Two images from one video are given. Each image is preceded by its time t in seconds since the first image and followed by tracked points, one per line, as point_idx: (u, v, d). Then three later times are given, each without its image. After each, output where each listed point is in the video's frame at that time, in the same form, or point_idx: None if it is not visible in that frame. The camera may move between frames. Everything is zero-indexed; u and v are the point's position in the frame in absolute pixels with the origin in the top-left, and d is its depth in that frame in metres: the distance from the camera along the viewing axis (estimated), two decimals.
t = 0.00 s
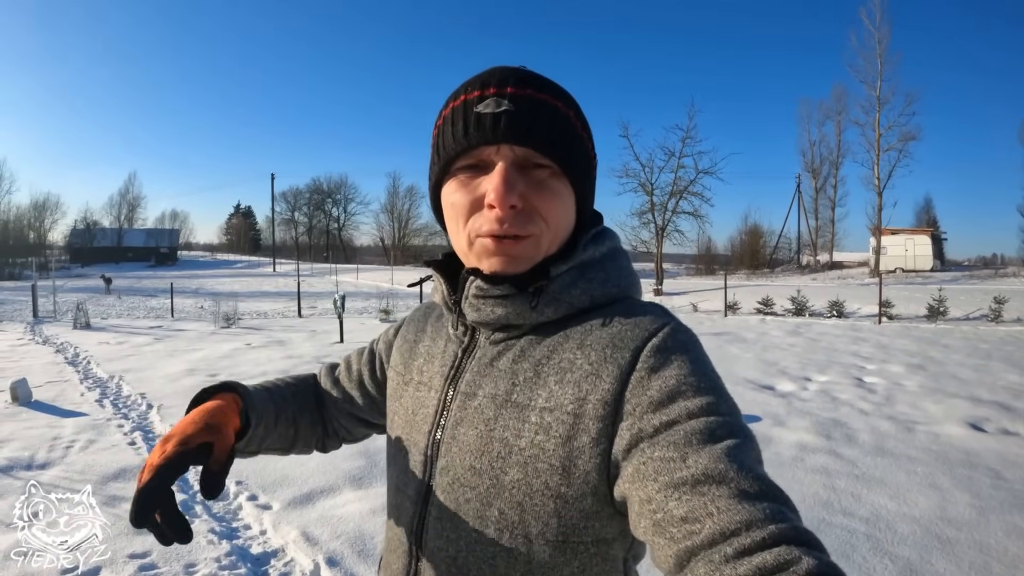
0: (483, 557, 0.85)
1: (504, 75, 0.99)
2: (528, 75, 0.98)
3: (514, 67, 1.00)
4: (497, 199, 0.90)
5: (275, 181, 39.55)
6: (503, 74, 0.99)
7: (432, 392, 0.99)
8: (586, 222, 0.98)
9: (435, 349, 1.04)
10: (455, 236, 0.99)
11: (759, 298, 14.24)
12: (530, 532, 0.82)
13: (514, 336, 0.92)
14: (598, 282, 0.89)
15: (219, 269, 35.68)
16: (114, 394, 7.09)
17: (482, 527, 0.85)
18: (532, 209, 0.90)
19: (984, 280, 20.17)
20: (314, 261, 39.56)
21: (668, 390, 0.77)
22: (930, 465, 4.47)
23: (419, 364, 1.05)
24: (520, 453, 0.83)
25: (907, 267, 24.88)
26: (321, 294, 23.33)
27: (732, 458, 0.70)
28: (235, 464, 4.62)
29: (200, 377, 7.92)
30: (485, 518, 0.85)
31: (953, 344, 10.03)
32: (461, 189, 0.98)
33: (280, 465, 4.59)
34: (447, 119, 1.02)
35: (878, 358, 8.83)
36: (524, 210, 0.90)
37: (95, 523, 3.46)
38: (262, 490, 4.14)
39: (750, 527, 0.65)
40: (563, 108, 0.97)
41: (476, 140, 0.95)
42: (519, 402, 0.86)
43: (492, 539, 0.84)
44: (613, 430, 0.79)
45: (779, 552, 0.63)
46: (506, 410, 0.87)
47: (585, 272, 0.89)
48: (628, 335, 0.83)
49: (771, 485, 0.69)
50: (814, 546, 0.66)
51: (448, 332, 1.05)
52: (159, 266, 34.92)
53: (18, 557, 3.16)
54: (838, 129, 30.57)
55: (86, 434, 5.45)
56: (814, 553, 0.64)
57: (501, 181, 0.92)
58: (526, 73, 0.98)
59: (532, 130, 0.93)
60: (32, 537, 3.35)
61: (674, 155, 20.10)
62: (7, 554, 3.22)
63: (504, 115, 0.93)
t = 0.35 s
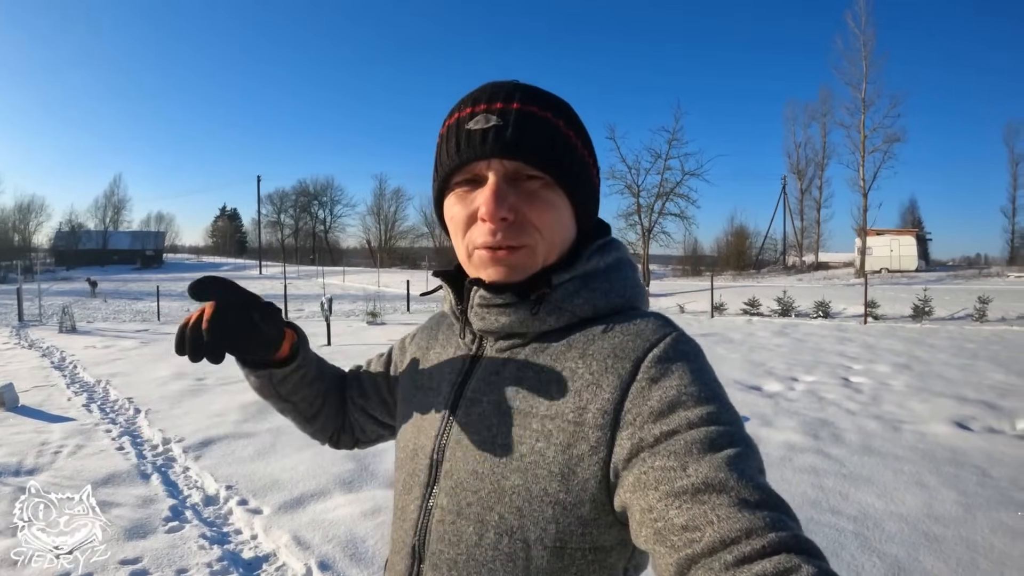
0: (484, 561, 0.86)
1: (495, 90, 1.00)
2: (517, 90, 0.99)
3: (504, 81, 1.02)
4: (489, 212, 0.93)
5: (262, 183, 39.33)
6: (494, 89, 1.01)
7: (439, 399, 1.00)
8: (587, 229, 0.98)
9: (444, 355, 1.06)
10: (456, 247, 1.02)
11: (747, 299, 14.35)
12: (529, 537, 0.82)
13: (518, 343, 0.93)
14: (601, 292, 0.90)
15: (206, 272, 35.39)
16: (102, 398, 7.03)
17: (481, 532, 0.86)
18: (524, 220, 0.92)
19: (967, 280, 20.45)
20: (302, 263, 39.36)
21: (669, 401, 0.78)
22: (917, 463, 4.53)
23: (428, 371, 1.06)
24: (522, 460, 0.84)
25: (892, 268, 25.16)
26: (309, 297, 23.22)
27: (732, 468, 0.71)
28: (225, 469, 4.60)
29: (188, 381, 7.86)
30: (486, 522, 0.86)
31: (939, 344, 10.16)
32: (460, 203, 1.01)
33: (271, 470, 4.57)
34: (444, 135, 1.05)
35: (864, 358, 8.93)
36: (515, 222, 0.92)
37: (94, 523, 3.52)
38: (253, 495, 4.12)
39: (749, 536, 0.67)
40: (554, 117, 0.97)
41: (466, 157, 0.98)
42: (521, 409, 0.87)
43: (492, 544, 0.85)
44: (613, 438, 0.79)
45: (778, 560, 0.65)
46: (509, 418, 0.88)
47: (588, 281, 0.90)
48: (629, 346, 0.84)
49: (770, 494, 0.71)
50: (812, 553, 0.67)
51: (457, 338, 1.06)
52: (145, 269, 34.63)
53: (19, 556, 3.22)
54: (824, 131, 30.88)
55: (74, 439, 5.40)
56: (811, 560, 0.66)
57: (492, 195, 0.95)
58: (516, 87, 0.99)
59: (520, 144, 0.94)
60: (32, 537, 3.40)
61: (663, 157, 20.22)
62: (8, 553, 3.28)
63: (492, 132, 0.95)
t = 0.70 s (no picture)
0: (515, 563, 0.85)
1: (499, 104, 1.00)
2: (518, 100, 0.98)
3: (509, 91, 1.01)
4: (493, 227, 0.95)
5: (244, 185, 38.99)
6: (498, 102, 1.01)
7: (477, 400, 0.99)
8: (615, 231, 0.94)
9: (482, 357, 1.05)
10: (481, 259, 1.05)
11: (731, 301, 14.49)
12: (561, 542, 0.81)
13: (557, 346, 0.92)
14: (639, 296, 0.87)
15: (186, 274, 34.98)
16: (84, 402, 6.91)
17: (513, 535, 0.85)
18: (530, 231, 0.92)
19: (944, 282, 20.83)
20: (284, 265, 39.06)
21: (706, 408, 0.76)
22: (902, 461, 4.59)
23: (466, 373, 1.05)
24: (556, 464, 0.83)
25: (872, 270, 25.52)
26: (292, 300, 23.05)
27: (768, 479, 0.70)
28: (212, 473, 4.53)
29: (171, 384, 7.74)
30: (519, 525, 0.85)
31: (919, 344, 10.32)
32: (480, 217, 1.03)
33: (259, 473, 4.52)
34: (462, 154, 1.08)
35: (847, 359, 9.04)
36: (520, 235, 0.92)
37: (94, 524, 3.55)
38: (241, 498, 4.07)
39: (783, 548, 0.65)
40: (555, 122, 0.94)
41: (474, 175, 1.00)
42: (557, 413, 0.86)
43: (524, 546, 0.84)
44: (649, 445, 0.78)
45: None
46: (545, 421, 0.86)
47: (625, 285, 0.88)
48: (666, 351, 0.82)
49: (807, 507, 0.70)
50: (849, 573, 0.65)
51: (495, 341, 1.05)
52: (125, 271, 34.16)
53: (19, 556, 3.25)
54: (805, 135, 31.30)
55: (57, 444, 5.30)
56: None
57: (496, 211, 0.96)
58: (517, 97, 0.98)
59: (517, 157, 0.93)
60: (32, 537, 3.43)
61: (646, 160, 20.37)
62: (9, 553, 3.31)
63: (490, 150, 0.96)
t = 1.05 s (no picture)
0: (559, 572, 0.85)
1: (514, 121, 1.02)
2: (531, 116, 0.99)
3: (524, 108, 1.02)
4: (521, 244, 0.97)
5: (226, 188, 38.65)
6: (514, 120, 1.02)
7: (523, 407, 0.99)
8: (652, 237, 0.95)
9: (530, 365, 1.05)
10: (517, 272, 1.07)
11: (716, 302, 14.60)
12: (604, 551, 0.81)
13: (604, 354, 0.92)
14: (687, 304, 0.88)
15: (168, 277, 34.57)
16: (68, 408, 6.79)
17: (557, 543, 0.85)
18: (559, 244, 0.94)
19: (923, 283, 21.15)
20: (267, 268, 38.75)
21: (752, 418, 0.75)
22: (889, 459, 4.65)
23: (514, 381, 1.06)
24: (601, 473, 0.83)
25: (853, 271, 25.85)
26: (276, 303, 22.86)
27: (814, 493, 0.69)
28: (202, 479, 4.48)
29: (156, 389, 7.64)
30: (563, 533, 0.85)
31: (901, 344, 10.47)
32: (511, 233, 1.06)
33: (249, 478, 4.47)
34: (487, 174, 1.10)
35: (831, 359, 9.14)
36: (549, 248, 0.94)
37: (94, 524, 3.61)
38: (233, 504, 4.02)
39: (826, 565, 0.65)
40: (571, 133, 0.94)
41: (498, 195, 1.03)
42: (602, 421, 0.86)
43: (568, 555, 0.84)
44: (693, 455, 0.77)
45: None
46: (590, 429, 0.86)
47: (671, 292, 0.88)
48: (712, 360, 0.82)
49: (853, 523, 0.69)
50: None
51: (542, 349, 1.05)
52: (105, 273, 33.68)
53: (18, 556, 3.25)
54: (786, 138, 31.64)
55: (42, 450, 5.21)
56: None
57: (522, 228, 0.98)
58: (530, 114, 0.99)
59: (534, 175, 0.95)
60: (32, 536, 3.47)
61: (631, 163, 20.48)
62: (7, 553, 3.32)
63: (508, 171, 0.99)
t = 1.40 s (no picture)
0: (577, 564, 0.87)
1: (517, 106, 1.03)
2: (532, 101, 1.00)
3: (527, 91, 1.03)
4: (525, 232, 0.99)
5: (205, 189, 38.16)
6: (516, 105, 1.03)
7: (536, 397, 1.01)
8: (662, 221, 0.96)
9: (542, 353, 1.06)
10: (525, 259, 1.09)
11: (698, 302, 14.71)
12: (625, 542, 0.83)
13: (619, 342, 0.93)
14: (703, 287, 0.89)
15: (145, 280, 34.02)
16: (47, 412, 6.67)
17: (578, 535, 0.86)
18: (562, 231, 0.95)
19: (901, 282, 21.49)
20: (248, 271, 38.34)
21: (772, 405, 0.75)
22: (871, 453, 4.72)
23: (526, 370, 1.07)
24: (620, 463, 0.84)
25: (833, 271, 26.19)
26: (256, 306, 22.61)
27: (839, 480, 0.68)
28: (187, 482, 4.43)
29: (138, 393, 7.53)
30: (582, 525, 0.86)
31: (882, 342, 10.62)
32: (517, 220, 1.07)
33: (235, 481, 4.43)
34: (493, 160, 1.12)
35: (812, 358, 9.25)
36: (552, 234, 0.96)
37: (93, 524, 3.65)
38: (220, 507, 3.98)
39: (853, 555, 0.63)
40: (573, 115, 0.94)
41: (502, 182, 1.04)
42: (620, 411, 0.87)
43: (588, 546, 0.86)
44: (713, 444, 0.78)
45: None
46: (608, 419, 0.88)
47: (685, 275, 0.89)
48: (730, 346, 0.82)
49: (879, 511, 0.67)
50: None
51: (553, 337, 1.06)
52: (82, 276, 33.08)
53: (20, 556, 3.26)
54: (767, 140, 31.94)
55: (23, 455, 5.12)
56: None
57: (526, 215, 0.99)
58: (531, 97, 1.00)
59: (535, 161, 0.96)
60: (32, 537, 3.46)
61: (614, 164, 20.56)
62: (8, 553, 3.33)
63: (509, 157, 1.00)
